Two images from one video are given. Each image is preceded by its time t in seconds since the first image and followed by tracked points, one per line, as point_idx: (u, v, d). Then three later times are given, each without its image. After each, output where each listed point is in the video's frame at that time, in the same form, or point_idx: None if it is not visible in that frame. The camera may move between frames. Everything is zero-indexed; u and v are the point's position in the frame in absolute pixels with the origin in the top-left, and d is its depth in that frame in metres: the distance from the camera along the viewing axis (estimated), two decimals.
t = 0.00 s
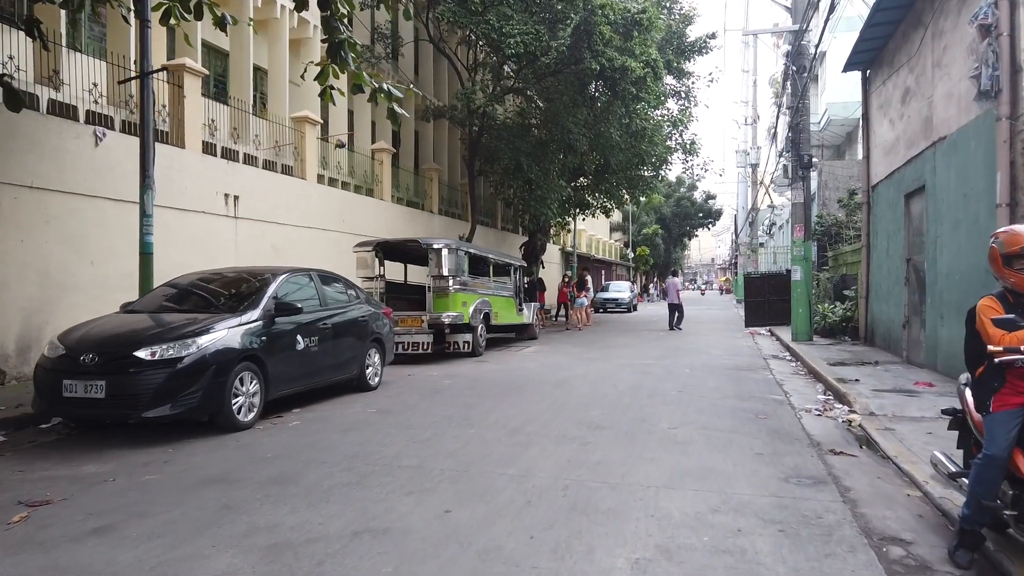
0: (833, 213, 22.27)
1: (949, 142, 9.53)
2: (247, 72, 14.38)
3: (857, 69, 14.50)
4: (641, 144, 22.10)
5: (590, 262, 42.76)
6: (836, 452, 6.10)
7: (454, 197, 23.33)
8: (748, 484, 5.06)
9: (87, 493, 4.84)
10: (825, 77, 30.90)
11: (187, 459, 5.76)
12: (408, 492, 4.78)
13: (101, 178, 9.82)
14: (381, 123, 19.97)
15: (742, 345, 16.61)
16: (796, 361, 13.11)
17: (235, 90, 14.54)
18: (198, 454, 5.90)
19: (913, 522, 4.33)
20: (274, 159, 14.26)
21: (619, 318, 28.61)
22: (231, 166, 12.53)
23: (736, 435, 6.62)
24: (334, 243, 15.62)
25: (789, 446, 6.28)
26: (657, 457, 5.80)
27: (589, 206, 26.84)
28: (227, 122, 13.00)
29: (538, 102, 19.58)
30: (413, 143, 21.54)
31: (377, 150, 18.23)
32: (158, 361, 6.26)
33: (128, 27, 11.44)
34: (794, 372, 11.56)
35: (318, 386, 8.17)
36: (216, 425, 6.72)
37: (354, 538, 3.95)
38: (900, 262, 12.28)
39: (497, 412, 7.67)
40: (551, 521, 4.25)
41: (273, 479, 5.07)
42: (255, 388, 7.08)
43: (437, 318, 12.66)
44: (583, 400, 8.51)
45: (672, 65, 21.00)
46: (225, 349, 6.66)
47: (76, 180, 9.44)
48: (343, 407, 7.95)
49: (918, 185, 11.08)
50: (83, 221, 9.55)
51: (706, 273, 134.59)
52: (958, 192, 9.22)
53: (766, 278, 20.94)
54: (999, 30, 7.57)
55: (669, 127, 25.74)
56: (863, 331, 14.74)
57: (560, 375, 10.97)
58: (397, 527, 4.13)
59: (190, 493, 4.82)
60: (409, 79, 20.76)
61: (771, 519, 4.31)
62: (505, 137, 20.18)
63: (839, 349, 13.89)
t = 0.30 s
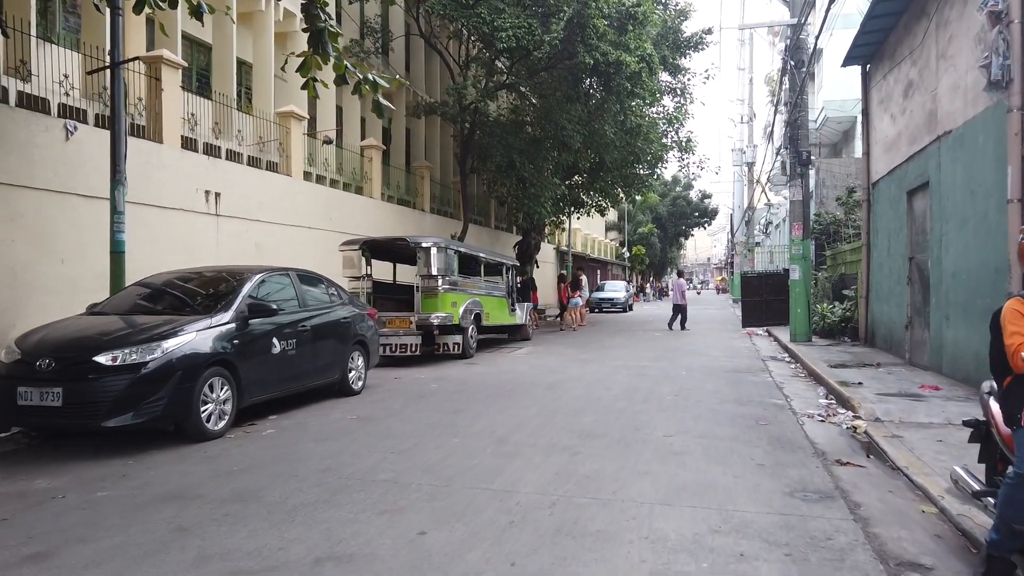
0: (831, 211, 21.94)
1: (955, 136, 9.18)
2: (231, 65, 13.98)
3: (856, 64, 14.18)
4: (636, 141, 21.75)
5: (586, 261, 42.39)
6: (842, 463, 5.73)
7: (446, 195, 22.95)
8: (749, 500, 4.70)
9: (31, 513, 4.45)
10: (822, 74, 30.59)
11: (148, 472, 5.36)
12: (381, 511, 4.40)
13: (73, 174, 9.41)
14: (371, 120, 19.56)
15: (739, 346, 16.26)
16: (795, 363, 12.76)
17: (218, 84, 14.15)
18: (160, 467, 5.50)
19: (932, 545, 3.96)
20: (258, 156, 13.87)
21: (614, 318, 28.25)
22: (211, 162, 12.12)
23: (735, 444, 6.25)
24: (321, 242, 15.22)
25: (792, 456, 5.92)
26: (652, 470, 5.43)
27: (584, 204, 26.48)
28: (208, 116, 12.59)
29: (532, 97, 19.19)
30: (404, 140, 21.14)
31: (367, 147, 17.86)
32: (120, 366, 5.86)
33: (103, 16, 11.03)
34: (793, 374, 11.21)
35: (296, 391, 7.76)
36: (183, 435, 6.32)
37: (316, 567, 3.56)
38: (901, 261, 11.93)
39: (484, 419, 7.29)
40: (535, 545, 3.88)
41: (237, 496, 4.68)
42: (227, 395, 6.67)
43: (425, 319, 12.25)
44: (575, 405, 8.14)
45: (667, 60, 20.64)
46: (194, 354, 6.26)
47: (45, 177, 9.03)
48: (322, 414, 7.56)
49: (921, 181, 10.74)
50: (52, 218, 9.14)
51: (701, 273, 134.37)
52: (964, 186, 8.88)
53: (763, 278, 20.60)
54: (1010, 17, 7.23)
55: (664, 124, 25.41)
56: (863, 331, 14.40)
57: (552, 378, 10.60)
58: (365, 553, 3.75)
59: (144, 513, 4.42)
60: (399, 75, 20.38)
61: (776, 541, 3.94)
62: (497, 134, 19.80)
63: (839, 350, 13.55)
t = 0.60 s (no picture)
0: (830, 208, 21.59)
1: (963, 125, 8.83)
2: (214, 56, 13.57)
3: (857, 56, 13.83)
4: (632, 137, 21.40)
5: (581, 260, 42.02)
6: (852, 469, 5.34)
7: (439, 192, 22.56)
8: (755, 512, 4.32)
9: None
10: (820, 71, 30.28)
11: (104, 480, 4.97)
12: (351, 525, 4.01)
13: (43, 165, 8.99)
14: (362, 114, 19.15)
15: (737, 345, 15.90)
16: (796, 362, 12.41)
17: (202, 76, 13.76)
18: (118, 475, 5.11)
19: (958, 565, 3.59)
20: (243, 149, 13.46)
21: (610, 317, 27.87)
22: (192, 155, 11.71)
23: (736, 449, 5.88)
24: (308, 238, 14.81)
25: (798, 462, 5.55)
26: (649, 478, 5.04)
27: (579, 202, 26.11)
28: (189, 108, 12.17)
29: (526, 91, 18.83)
30: (396, 135, 20.75)
31: (357, 141, 17.48)
32: (78, 367, 5.44)
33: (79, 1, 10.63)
34: (794, 374, 10.84)
35: (272, 393, 7.36)
36: (147, 440, 5.91)
37: None
38: (905, 258, 11.58)
39: (472, 422, 6.89)
40: (520, 565, 3.49)
41: (195, 509, 4.28)
42: (196, 397, 6.26)
43: (414, 317, 11.85)
44: (568, 407, 7.76)
45: (664, 54, 20.30)
46: (159, 353, 5.84)
47: (13, 168, 8.63)
48: (300, 417, 7.16)
49: (926, 174, 10.40)
50: (21, 211, 8.73)
51: (697, 272, 134.10)
52: (973, 178, 8.52)
53: (761, 276, 20.24)
54: None
55: (660, 120, 25.06)
56: (865, 330, 14.05)
57: (545, 378, 10.22)
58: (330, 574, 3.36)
59: (91, 527, 4.03)
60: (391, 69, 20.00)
61: (786, 560, 3.56)
62: (491, 129, 19.42)
63: (840, 349, 13.20)
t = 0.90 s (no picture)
0: (828, 207, 21.27)
1: (970, 118, 8.49)
2: (195, 49, 13.20)
3: (857, 50, 13.50)
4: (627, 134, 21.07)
5: (576, 260, 41.68)
6: (858, 483, 4.98)
7: (431, 190, 22.20)
8: (756, 533, 3.97)
9: None
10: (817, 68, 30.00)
11: (51, 497, 4.59)
12: (313, 551, 3.64)
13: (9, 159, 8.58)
14: (352, 110, 18.74)
15: (733, 346, 15.55)
16: (794, 364, 12.08)
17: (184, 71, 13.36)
18: (68, 490, 4.72)
19: None
20: (225, 145, 13.08)
21: (605, 318, 27.51)
22: (170, 151, 11.30)
23: (734, 461, 5.52)
24: (293, 237, 14.42)
25: (801, 474, 5.18)
26: (641, 494, 4.67)
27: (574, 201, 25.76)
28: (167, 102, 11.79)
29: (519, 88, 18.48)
30: (386, 133, 20.36)
31: (345, 138, 17.12)
32: (26, 373, 5.04)
33: None
34: (793, 377, 10.49)
35: (244, 399, 6.98)
36: (105, 450, 5.52)
37: None
38: (907, 257, 11.23)
39: (455, 429, 6.52)
40: None
41: (144, 532, 3.91)
42: (159, 404, 5.87)
43: (401, 318, 11.46)
44: (557, 412, 7.39)
45: (659, 50, 19.97)
46: (116, 359, 5.45)
47: None
48: (273, 425, 6.77)
49: (929, 171, 10.07)
50: None
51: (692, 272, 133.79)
52: (980, 174, 8.19)
53: (758, 276, 19.91)
54: None
55: (656, 118, 24.74)
56: (864, 331, 13.72)
57: (535, 381, 9.85)
58: None
59: (26, 552, 3.66)
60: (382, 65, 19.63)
61: None
62: (483, 126, 19.06)
63: (840, 351, 12.86)
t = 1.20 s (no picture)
0: (824, 205, 20.92)
1: (973, 111, 8.14)
2: (172, 42, 12.82)
3: (854, 44, 13.15)
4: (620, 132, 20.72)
5: (569, 260, 41.30)
6: (859, 501, 4.60)
7: (420, 189, 21.80)
8: (748, 561, 3.59)
9: None
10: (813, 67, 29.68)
11: None
12: None
13: None
14: (339, 107, 18.33)
15: (728, 348, 15.18)
16: (789, 367, 11.71)
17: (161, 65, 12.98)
18: None
19: None
20: (204, 142, 12.69)
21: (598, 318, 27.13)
22: (142, 146, 10.89)
23: (726, 475, 5.14)
24: (275, 236, 14.01)
25: (798, 490, 4.80)
26: (623, 514, 4.29)
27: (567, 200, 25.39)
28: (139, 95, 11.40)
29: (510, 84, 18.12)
30: (375, 130, 19.96)
31: (331, 134, 16.75)
32: None
33: None
34: (789, 381, 10.12)
35: (206, 407, 6.57)
36: (46, 464, 5.11)
37: None
38: (906, 256, 10.88)
39: (430, 439, 6.13)
40: None
41: (68, 562, 3.51)
42: (109, 414, 5.47)
43: (383, 320, 11.06)
44: (540, 421, 7.00)
45: (652, 45, 19.63)
46: (59, 366, 5.04)
47: None
48: (236, 435, 6.36)
49: (929, 167, 9.72)
50: None
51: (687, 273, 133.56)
52: (985, 168, 7.83)
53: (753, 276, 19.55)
54: None
55: (649, 116, 24.39)
56: (862, 333, 13.37)
57: (521, 386, 9.47)
58: None
59: None
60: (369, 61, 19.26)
61: None
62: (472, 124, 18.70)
63: (837, 353, 12.50)
